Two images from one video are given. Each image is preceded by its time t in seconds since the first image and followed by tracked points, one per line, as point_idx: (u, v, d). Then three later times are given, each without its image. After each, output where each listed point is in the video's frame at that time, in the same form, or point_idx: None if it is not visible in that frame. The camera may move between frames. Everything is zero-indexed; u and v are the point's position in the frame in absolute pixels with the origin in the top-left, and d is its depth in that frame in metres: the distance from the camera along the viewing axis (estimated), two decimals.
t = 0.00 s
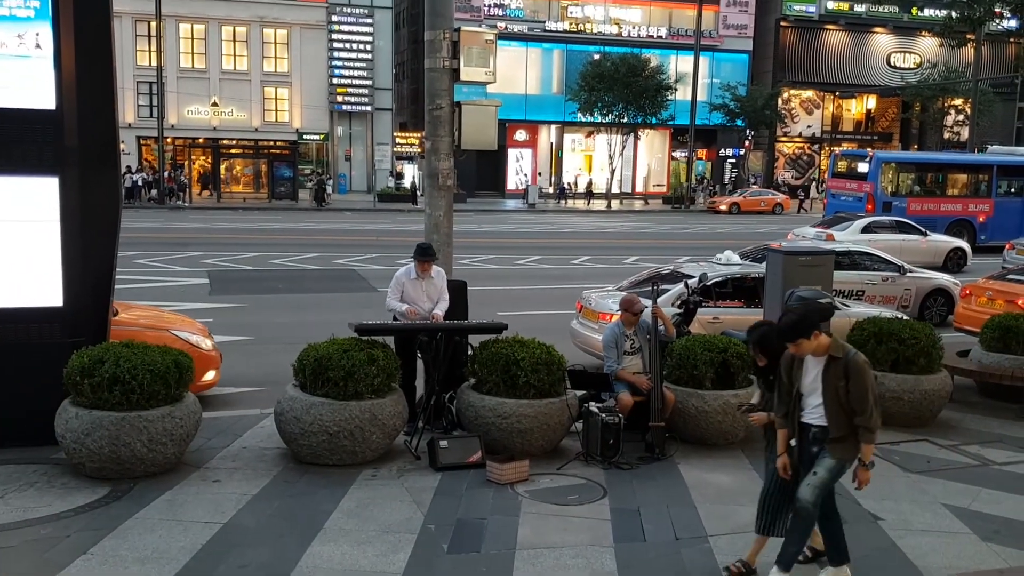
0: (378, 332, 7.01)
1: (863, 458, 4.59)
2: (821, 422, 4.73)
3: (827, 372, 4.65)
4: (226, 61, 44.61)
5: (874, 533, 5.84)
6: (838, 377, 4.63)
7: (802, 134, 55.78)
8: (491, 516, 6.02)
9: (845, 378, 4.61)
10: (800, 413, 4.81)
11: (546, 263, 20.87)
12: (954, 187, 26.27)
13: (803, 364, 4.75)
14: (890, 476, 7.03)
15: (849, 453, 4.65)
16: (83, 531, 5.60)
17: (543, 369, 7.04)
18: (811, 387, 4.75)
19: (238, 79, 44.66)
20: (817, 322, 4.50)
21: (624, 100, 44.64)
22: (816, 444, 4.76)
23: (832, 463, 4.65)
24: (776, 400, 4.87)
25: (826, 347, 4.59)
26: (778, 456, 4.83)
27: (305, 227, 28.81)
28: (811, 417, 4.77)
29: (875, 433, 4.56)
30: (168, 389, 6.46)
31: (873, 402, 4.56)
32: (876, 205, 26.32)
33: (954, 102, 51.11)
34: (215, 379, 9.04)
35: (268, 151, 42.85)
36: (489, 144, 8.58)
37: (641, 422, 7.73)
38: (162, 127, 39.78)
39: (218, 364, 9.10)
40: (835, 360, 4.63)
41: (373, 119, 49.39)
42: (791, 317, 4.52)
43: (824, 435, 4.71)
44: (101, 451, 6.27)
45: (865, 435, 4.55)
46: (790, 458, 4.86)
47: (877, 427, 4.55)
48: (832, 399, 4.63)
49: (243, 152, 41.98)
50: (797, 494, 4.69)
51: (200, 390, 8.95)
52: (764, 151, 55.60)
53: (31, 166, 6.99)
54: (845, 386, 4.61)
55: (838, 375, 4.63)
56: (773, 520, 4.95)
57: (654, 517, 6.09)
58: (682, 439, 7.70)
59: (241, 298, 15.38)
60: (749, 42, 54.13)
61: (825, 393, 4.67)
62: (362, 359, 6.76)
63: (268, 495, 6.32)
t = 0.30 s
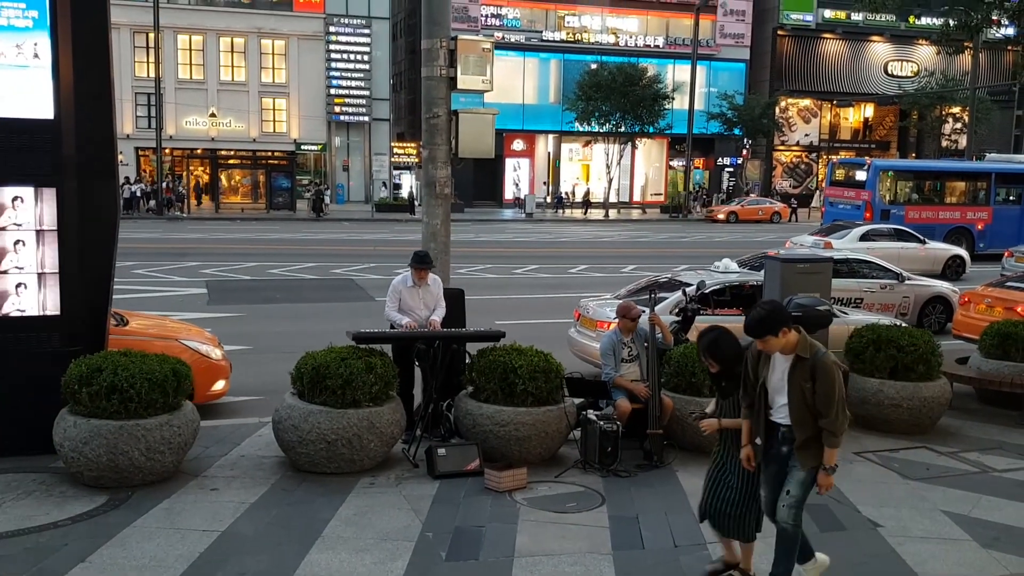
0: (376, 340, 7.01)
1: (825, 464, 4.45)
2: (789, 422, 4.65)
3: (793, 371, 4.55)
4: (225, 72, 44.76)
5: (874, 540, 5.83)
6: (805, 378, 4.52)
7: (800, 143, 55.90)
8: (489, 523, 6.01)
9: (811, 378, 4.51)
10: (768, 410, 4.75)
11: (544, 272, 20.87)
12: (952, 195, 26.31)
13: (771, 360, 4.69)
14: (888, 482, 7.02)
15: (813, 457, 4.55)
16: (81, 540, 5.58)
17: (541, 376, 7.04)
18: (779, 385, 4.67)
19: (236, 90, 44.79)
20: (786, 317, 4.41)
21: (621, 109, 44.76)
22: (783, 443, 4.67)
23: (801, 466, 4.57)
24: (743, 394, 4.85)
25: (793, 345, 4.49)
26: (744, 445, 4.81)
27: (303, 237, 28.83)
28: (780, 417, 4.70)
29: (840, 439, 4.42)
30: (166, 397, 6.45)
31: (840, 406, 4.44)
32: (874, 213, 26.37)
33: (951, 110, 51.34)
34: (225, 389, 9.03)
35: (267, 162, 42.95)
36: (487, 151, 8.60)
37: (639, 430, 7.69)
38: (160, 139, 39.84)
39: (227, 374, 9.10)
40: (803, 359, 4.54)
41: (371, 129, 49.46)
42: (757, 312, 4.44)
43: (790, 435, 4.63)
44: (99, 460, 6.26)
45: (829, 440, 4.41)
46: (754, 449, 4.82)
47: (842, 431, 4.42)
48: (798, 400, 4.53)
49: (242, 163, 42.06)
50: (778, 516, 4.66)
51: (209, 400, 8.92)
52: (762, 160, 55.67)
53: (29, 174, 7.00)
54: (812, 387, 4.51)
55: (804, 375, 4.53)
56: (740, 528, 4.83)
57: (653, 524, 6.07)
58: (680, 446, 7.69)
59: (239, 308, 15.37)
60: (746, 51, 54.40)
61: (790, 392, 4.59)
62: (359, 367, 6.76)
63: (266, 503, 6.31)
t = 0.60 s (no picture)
0: (379, 346, 6.99)
1: (791, 465, 4.37)
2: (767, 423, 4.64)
3: (769, 369, 4.54)
4: (230, 80, 44.89)
5: (881, 549, 5.79)
6: (780, 375, 4.51)
7: (803, 151, 55.87)
8: (492, 531, 5.98)
9: (786, 375, 4.49)
10: (748, 408, 4.76)
11: (548, 279, 20.86)
12: (957, 203, 26.27)
13: (749, 357, 4.69)
14: (894, 490, 6.99)
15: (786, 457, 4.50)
16: (83, 545, 5.56)
17: (544, 383, 7.00)
18: (756, 384, 4.67)
19: (240, 97, 44.89)
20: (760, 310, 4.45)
21: (625, 117, 44.80)
22: (759, 446, 4.67)
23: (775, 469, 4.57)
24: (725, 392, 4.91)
25: (767, 341, 4.50)
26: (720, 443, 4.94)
27: (308, 245, 28.89)
28: (758, 417, 4.69)
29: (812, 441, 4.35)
30: (169, 403, 6.43)
31: (816, 405, 4.38)
32: (879, 221, 26.33)
33: (956, 118, 51.33)
34: (237, 397, 9.02)
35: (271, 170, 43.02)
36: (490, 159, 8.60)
37: (643, 438, 7.66)
38: (165, 146, 39.95)
39: (239, 381, 9.09)
40: (779, 356, 4.51)
41: (375, 137, 49.60)
42: (732, 304, 4.48)
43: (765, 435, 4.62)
44: (102, 466, 6.24)
45: (800, 440, 4.35)
46: (730, 448, 4.97)
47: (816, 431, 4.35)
48: (773, 399, 4.51)
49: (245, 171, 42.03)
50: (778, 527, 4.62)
51: (221, 407, 8.91)
52: (766, 167, 55.57)
53: (33, 179, 6.99)
54: (787, 385, 4.49)
55: (779, 373, 4.52)
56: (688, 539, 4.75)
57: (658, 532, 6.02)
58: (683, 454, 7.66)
59: (243, 314, 15.39)
60: (750, 59, 54.50)
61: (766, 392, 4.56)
62: (363, 374, 6.73)
63: (269, 509, 6.28)
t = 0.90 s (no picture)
0: (379, 345, 6.99)
1: (746, 472, 4.29)
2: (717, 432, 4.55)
3: (717, 369, 4.43)
4: (230, 78, 44.89)
5: (880, 547, 5.78)
6: (728, 375, 4.39)
7: (805, 151, 55.83)
8: (492, 528, 5.97)
9: (735, 376, 4.37)
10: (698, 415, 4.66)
11: (548, 279, 20.86)
12: (958, 204, 26.26)
13: (699, 359, 4.58)
14: (894, 489, 6.98)
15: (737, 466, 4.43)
16: (83, 542, 5.56)
17: (545, 382, 6.99)
18: (705, 388, 4.57)
19: (241, 96, 44.89)
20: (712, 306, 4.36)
21: (626, 117, 44.81)
22: (710, 456, 4.58)
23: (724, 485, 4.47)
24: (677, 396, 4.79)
25: (717, 338, 4.41)
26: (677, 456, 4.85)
27: (309, 244, 28.91)
28: (707, 426, 4.60)
29: (761, 446, 4.26)
30: (169, 401, 6.43)
31: (762, 408, 4.27)
32: (880, 221, 26.31)
33: (958, 119, 51.32)
34: (245, 395, 9.02)
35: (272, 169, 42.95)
36: (491, 156, 8.59)
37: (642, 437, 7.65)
38: (166, 145, 39.95)
39: (246, 380, 9.08)
40: (728, 356, 4.41)
41: (377, 136, 49.62)
42: (684, 299, 4.37)
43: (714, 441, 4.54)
44: (101, 463, 6.24)
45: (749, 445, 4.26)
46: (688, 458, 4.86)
47: (766, 434, 4.26)
48: (722, 402, 4.41)
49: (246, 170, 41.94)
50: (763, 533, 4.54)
51: (228, 406, 8.90)
52: (767, 168, 55.55)
53: (32, 176, 6.99)
54: (735, 387, 4.38)
55: (728, 372, 4.40)
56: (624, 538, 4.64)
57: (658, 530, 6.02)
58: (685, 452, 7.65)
59: (243, 313, 15.39)
60: (751, 59, 54.51)
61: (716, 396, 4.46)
62: (363, 372, 6.73)
63: (269, 507, 6.28)
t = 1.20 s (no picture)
0: (371, 334, 6.98)
1: (691, 454, 4.13)
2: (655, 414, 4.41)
3: (659, 348, 4.27)
4: (222, 66, 44.64)
5: (869, 535, 5.81)
6: (668, 355, 4.23)
7: (798, 142, 55.87)
8: (484, 516, 5.98)
9: (675, 356, 4.21)
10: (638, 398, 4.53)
11: (541, 269, 20.85)
12: (949, 195, 26.35)
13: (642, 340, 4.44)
14: (884, 477, 7.01)
15: (680, 447, 4.28)
16: (74, 530, 5.56)
17: (537, 371, 7.00)
18: (646, 369, 4.44)
19: (233, 84, 44.68)
20: (656, 284, 4.21)
21: (620, 106, 44.74)
22: (648, 440, 4.43)
23: (664, 469, 4.30)
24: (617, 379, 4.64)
25: (659, 317, 4.24)
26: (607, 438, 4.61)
27: (301, 233, 28.84)
28: (647, 408, 4.47)
29: (708, 427, 4.11)
30: (160, 388, 6.40)
31: (707, 387, 4.12)
32: (872, 212, 26.36)
33: (950, 110, 51.45)
34: (241, 384, 8.99)
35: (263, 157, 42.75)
36: (483, 144, 8.53)
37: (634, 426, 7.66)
38: (157, 133, 39.70)
39: (243, 369, 9.06)
40: (670, 334, 4.25)
41: (369, 125, 49.53)
42: (626, 277, 4.23)
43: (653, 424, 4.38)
44: (92, 451, 6.23)
45: (695, 426, 4.12)
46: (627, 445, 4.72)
47: (711, 416, 4.11)
48: (661, 384, 4.25)
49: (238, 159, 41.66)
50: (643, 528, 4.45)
51: (225, 394, 8.89)
52: (760, 158, 55.62)
53: (20, 163, 6.95)
54: (676, 368, 4.21)
55: (668, 352, 4.24)
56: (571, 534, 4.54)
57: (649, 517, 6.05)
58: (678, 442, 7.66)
59: (235, 302, 15.35)
60: (745, 49, 54.50)
61: (655, 378, 4.30)
62: (355, 360, 6.72)
63: (261, 495, 6.28)
